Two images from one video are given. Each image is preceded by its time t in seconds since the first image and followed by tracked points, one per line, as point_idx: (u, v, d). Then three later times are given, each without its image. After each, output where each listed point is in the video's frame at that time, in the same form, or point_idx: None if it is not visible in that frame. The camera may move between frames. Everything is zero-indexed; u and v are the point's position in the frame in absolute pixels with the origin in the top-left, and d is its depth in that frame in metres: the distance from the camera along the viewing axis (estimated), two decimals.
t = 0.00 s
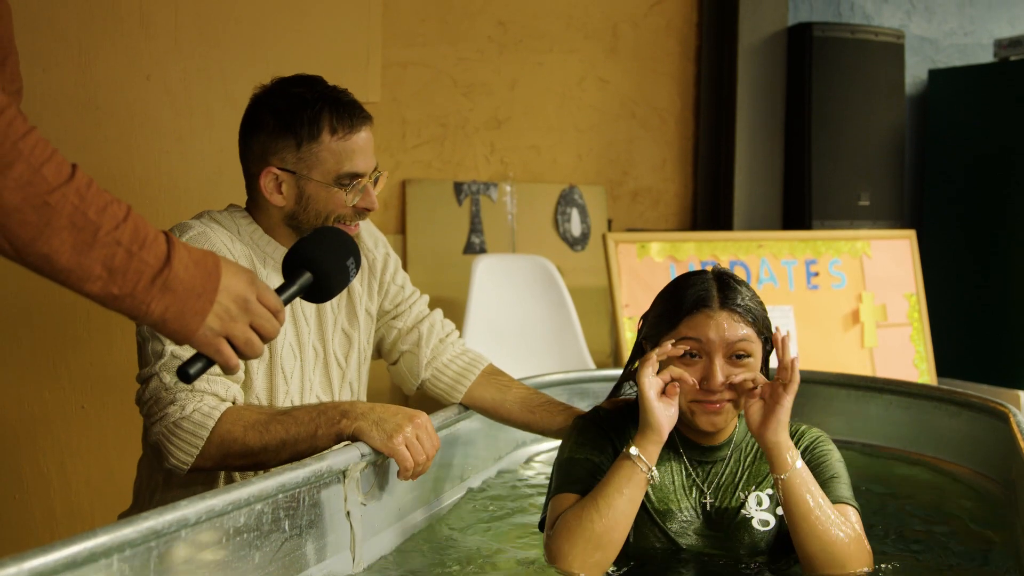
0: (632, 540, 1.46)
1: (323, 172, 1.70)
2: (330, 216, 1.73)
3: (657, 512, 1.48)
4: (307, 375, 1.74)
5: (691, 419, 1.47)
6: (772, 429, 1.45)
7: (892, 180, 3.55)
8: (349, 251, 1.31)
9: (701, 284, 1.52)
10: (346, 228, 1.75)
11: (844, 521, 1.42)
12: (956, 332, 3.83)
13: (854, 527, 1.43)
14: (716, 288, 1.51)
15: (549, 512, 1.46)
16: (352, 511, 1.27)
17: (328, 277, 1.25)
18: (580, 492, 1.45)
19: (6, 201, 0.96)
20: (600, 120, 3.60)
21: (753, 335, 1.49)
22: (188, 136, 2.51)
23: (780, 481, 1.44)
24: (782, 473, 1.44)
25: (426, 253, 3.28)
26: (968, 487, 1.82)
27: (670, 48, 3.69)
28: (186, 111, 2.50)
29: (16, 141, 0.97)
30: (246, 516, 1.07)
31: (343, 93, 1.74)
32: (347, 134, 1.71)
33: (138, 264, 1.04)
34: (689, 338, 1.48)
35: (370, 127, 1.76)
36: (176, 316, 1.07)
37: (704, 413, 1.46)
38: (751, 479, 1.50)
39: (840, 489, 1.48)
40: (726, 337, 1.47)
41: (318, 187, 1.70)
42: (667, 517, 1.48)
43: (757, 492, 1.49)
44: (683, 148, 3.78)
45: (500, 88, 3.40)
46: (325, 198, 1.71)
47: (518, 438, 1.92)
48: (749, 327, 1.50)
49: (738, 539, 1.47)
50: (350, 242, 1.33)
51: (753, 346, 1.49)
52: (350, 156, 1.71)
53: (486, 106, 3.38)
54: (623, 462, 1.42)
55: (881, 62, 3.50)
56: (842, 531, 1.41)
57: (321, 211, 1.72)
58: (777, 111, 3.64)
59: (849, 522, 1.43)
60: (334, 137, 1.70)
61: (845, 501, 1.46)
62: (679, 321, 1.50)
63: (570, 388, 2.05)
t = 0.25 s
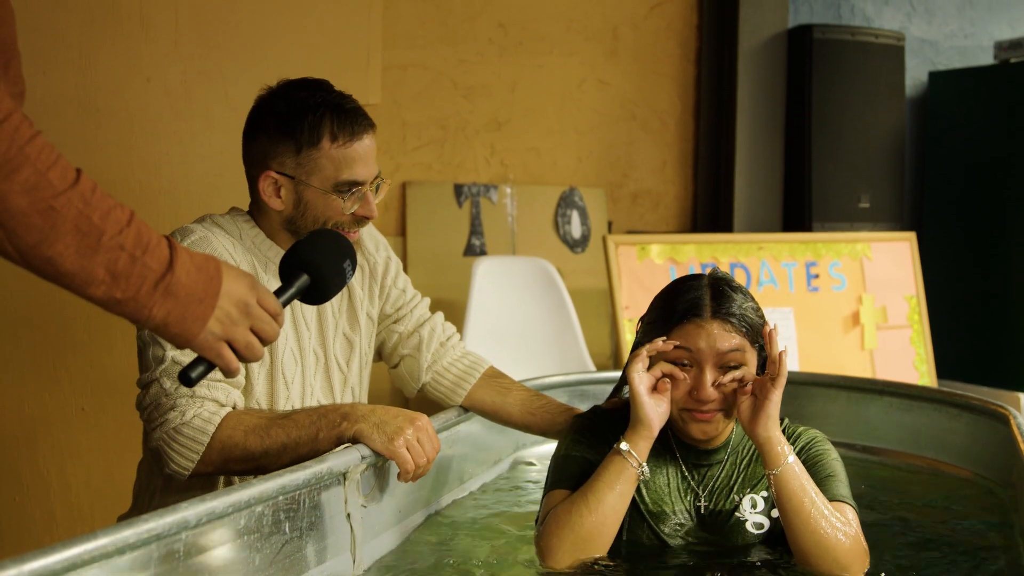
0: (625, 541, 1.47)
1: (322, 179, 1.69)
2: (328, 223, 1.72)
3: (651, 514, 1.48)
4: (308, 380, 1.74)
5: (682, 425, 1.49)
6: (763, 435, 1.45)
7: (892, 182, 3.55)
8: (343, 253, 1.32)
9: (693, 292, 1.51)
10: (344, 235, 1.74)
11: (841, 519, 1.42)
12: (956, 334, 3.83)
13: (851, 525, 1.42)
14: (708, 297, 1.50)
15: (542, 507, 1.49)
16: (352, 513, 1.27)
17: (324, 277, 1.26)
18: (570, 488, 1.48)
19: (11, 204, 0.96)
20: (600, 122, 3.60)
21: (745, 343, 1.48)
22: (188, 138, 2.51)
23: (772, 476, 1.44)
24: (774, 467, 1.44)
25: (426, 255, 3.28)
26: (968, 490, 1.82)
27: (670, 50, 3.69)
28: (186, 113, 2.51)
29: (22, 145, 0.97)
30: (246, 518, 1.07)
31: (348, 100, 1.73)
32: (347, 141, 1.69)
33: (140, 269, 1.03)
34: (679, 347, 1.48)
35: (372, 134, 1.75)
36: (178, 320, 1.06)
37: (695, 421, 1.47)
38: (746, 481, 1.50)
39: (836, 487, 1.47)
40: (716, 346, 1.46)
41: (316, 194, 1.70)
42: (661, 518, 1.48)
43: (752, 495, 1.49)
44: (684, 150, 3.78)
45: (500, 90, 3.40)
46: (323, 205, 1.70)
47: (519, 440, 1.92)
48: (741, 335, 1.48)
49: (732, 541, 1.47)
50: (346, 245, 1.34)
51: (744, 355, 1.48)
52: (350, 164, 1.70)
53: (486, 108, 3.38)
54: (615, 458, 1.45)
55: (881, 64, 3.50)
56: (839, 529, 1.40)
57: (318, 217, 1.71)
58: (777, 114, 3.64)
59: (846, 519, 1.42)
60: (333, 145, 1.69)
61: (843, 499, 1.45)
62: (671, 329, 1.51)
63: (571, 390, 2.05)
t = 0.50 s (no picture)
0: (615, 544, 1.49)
1: (319, 183, 1.69)
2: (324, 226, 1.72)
3: (641, 516, 1.49)
4: (306, 382, 1.74)
5: (675, 429, 1.49)
6: (759, 437, 1.45)
7: (893, 184, 3.56)
8: (340, 252, 1.31)
9: (687, 296, 1.51)
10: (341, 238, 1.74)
11: (835, 521, 1.41)
12: (956, 336, 3.83)
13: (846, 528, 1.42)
14: (702, 302, 1.49)
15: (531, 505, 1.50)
16: (352, 515, 1.27)
17: (322, 278, 1.25)
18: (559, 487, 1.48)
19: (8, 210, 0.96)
20: (600, 124, 3.60)
21: (738, 348, 1.48)
22: (187, 139, 2.51)
23: (767, 476, 1.44)
24: (769, 468, 1.44)
25: (426, 257, 3.28)
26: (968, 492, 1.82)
27: (670, 52, 3.69)
28: (186, 115, 2.50)
29: (19, 149, 0.96)
30: (246, 520, 1.07)
31: (345, 102, 1.73)
32: (344, 145, 1.69)
33: (137, 274, 1.04)
34: (672, 352, 1.48)
35: (370, 137, 1.75)
36: (174, 325, 1.07)
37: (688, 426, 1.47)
38: (738, 486, 1.49)
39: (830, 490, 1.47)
40: (709, 352, 1.46)
41: (312, 197, 1.70)
42: (652, 521, 1.49)
43: (744, 499, 1.49)
44: (684, 152, 3.78)
45: (500, 92, 3.40)
46: (319, 208, 1.70)
47: (518, 442, 1.92)
48: (734, 340, 1.48)
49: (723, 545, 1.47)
50: (345, 245, 1.35)
51: (738, 360, 1.47)
52: (347, 167, 1.70)
53: (486, 110, 3.38)
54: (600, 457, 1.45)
55: (881, 67, 3.50)
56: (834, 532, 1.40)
57: (314, 221, 1.71)
58: (777, 116, 3.64)
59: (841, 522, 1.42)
60: (330, 148, 1.69)
61: (836, 502, 1.45)
62: (663, 334, 1.50)
63: (570, 391, 2.05)
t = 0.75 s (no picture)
0: (608, 551, 1.50)
1: (318, 185, 1.69)
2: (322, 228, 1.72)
3: (633, 523, 1.50)
4: (304, 384, 1.73)
5: (670, 434, 1.48)
6: (759, 440, 1.45)
7: (893, 185, 3.55)
8: (323, 251, 1.31)
9: (679, 300, 1.50)
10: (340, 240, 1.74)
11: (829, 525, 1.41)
12: (956, 337, 3.83)
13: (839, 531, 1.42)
14: (694, 305, 1.49)
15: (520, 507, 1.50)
16: (352, 516, 1.27)
17: (306, 277, 1.24)
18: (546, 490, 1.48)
19: None
20: (600, 126, 3.60)
21: (731, 351, 1.47)
22: (187, 141, 2.51)
23: (766, 478, 1.43)
24: (768, 468, 1.44)
25: (426, 259, 3.27)
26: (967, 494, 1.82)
27: (670, 54, 3.69)
28: (186, 117, 2.51)
29: None
30: (246, 521, 1.06)
31: (345, 104, 1.73)
32: (343, 147, 1.69)
33: (119, 287, 1.03)
34: (665, 357, 1.46)
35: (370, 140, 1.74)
36: (156, 337, 1.07)
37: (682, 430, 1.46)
38: (730, 490, 1.50)
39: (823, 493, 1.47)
40: (702, 356, 1.45)
41: (310, 199, 1.70)
42: (644, 528, 1.50)
43: (735, 504, 1.49)
44: (684, 153, 3.78)
45: (500, 94, 3.40)
46: (318, 211, 1.71)
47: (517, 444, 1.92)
48: (726, 343, 1.47)
49: (713, 549, 1.49)
50: (329, 244, 1.34)
51: (731, 363, 1.46)
52: (345, 170, 1.70)
53: (486, 112, 3.38)
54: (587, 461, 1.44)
55: (882, 69, 3.50)
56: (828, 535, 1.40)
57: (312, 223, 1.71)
58: (778, 117, 3.64)
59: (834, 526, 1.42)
60: (329, 150, 1.68)
61: (829, 507, 1.45)
62: (654, 339, 1.48)
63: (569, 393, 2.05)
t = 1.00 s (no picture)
0: (606, 548, 1.49)
1: (317, 187, 1.69)
2: (320, 231, 1.70)
3: (631, 525, 1.49)
4: (304, 385, 1.73)
5: (676, 418, 1.47)
6: (759, 448, 1.47)
7: (893, 186, 3.56)
8: (281, 233, 1.29)
9: (685, 288, 1.53)
10: (339, 242, 1.72)
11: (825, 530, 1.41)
12: (957, 339, 3.82)
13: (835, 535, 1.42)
14: (701, 292, 1.52)
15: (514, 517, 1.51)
16: (352, 516, 1.27)
17: (261, 259, 1.23)
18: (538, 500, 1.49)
19: None
20: (600, 126, 3.60)
21: (740, 335, 1.50)
22: (187, 141, 2.51)
23: (766, 488, 1.44)
24: (767, 480, 1.45)
25: (426, 259, 3.27)
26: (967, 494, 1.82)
27: (670, 54, 3.69)
28: (185, 117, 2.51)
29: None
30: (246, 522, 1.06)
31: (345, 106, 1.72)
32: (343, 148, 1.69)
33: (66, 277, 1.04)
34: (678, 333, 1.48)
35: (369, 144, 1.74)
36: (106, 328, 1.06)
37: (689, 410, 1.46)
38: (729, 493, 1.50)
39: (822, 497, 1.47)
40: (715, 333, 1.48)
41: (309, 200, 1.69)
42: (642, 530, 1.49)
43: (733, 506, 1.49)
44: (684, 154, 3.78)
45: (500, 94, 3.40)
46: (317, 212, 1.70)
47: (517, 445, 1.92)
48: (737, 326, 1.51)
49: (713, 553, 1.48)
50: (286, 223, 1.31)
51: (739, 346, 1.49)
52: (345, 171, 1.69)
53: (486, 112, 3.38)
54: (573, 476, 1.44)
55: (882, 69, 3.50)
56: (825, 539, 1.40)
57: (310, 225, 1.70)
58: (778, 118, 3.64)
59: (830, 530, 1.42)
60: (329, 151, 1.68)
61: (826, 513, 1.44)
62: (666, 319, 1.51)
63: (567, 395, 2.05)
